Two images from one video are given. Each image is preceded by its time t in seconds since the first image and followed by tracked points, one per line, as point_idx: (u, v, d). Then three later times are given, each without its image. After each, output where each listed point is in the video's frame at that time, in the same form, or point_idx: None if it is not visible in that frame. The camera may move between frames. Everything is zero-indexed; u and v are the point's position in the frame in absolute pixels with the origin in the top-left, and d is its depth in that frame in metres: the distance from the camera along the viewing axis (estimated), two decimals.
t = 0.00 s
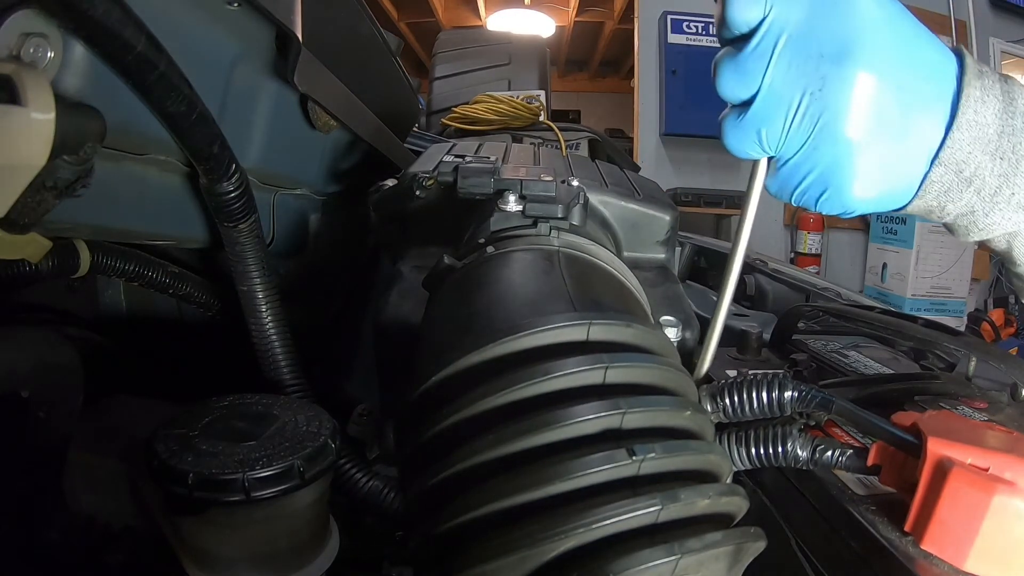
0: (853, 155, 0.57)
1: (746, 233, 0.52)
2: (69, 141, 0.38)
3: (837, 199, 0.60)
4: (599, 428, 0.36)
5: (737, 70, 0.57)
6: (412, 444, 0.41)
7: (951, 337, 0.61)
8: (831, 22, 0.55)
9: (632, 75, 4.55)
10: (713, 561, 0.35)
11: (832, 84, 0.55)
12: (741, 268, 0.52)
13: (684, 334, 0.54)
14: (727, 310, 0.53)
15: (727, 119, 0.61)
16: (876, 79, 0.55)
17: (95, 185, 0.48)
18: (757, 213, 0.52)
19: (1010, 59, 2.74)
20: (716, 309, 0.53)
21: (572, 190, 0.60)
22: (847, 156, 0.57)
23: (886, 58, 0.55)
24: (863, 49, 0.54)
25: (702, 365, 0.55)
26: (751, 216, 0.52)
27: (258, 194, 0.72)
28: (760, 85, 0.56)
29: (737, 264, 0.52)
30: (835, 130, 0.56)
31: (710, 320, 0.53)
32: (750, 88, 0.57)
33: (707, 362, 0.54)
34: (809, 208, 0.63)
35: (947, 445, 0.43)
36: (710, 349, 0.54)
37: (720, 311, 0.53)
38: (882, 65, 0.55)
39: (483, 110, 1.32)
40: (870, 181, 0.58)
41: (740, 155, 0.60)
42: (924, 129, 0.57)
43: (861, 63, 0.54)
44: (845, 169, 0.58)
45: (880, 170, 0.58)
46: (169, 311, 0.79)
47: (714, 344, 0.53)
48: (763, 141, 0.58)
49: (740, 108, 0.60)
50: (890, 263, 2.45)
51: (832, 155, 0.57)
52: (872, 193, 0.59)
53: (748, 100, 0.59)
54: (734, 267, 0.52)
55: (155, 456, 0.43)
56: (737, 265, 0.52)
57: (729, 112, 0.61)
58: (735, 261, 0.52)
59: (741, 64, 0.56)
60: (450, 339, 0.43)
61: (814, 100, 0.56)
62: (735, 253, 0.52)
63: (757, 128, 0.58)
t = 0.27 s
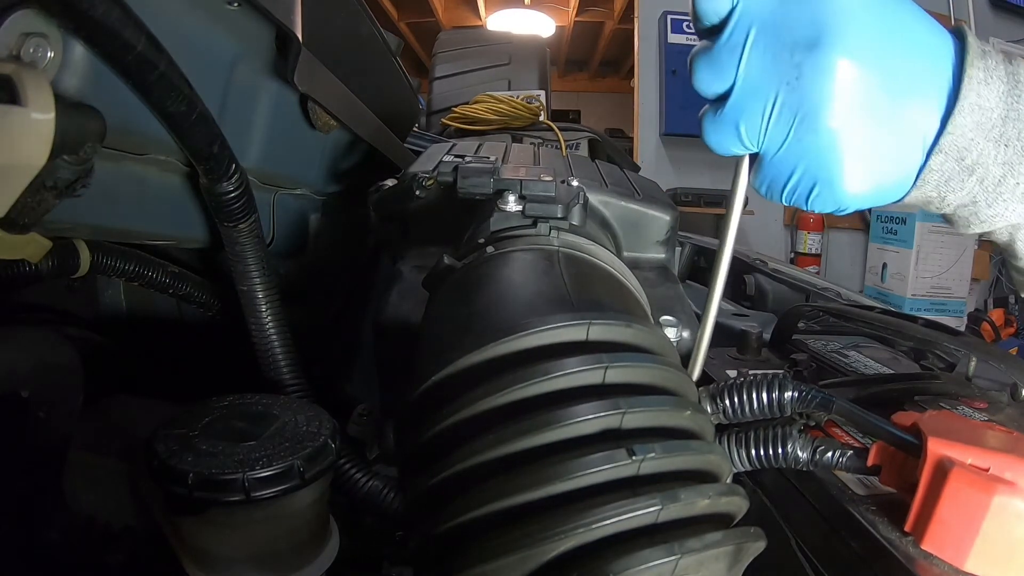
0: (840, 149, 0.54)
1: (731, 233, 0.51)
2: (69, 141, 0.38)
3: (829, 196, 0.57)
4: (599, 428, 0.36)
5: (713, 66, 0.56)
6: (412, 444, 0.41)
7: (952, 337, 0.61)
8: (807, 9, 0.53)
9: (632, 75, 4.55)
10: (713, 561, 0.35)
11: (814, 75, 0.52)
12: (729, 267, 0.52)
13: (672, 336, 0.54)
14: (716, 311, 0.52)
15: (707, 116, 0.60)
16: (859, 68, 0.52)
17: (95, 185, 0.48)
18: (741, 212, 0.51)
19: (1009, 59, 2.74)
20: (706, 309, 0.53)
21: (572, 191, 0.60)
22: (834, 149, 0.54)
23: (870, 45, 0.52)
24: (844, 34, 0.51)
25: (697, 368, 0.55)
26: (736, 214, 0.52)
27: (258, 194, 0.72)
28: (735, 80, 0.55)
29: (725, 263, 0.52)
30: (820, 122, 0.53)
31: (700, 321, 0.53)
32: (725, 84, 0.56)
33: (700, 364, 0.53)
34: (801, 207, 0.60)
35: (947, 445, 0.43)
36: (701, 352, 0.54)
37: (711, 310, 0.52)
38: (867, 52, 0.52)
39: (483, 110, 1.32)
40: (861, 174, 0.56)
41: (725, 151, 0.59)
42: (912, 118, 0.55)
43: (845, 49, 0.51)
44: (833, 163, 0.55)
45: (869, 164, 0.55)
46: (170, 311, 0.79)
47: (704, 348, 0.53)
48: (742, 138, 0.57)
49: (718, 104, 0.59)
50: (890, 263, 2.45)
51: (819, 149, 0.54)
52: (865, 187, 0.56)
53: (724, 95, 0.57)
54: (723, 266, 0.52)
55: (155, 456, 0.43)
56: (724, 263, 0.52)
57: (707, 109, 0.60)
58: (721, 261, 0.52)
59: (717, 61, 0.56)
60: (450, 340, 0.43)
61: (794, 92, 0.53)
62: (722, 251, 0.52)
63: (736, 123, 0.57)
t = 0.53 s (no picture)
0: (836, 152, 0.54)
1: (727, 232, 0.52)
2: (69, 141, 0.38)
3: (828, 200, 0.57)
4: (599, 428, 0.36)
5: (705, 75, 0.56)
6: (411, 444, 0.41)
7: (952, 337, 0.61)
8: (798, 14, 0.53)
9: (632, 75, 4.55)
10: (713, 561, 0.35)
11: (805, 79, 0.52)
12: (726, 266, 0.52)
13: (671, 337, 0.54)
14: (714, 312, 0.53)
15: (701, 126, 0.60)
16: (852, 70, 0.52)
17: (95, 185, 0.48)
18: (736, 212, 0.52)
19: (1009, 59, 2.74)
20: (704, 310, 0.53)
21: (571, 191, 0.60)
22: (829, 153, 0.54)
23: (862, 47, 0.52)
24: (835, 38, 0.52)
25: (696, 368, 0.55)
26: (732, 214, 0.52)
27: (258, 195, 0.72)
28: (728, 87, 0.56)
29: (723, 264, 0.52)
30: (813, 126, 0.53)
31: (698, 321, 0.53)
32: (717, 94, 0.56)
33: (699, 363, 0.54)
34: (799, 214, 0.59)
35: (947, 445, 0.43)
36: (701, 352, 0.54)
37: (709, 309, 0.53)
38: (858, 55, 0.52)
39: (483, 110, 1.32)
40: (858, 177, 0.55)
41: (720, 159, 0.59)
42: (909, 120, 0.55)
43: (835, 53, 0.52)
44: (829, 166, 0.55)
45: (866, 166, 0.55)
46: (170, 311, 0.79)
47: (702, 348, 0.53)
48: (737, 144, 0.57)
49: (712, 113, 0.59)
50: (890, 263, 2.45)
51: (814, 153, 0.54)
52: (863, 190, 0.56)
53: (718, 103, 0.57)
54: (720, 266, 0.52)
55: (155, 456, 0.43)
56: (722, 263, 0.52)
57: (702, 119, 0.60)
58: (717, 261, 0.52)
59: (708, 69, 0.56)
60: (450, 340, 0.43)
61: (786, 97, 0.53)
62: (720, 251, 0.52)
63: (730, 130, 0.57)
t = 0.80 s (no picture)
0: (849, 154, 0.54)
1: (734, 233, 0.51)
2: (69, 141, 0.38)
3: (836, 203, 0.57)
4: (599, 428, 0.36)
5: (718, 75, 0.55)
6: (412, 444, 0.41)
7: (952, 337, 0.61)
8: (811, 15, 0.52)
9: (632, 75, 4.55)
10: (713, 561, 0.35)
11: (821, 82, 0.51)
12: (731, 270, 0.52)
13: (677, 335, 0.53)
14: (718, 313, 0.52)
15: (713, 127, 0.58)
16: (865, 72, 0.51)
17: (95, 185, 0.48)
18: (745, 215, 0.51)
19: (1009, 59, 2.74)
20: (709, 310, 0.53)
21: (572, 191, 0.60)
22: (843, 157, 0.54)
23: (875, 49, 0.52)
24: (850, 40, 0.51)
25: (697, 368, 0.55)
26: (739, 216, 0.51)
27: (258, 195, 0.72)
28: (741, 88, 0.54)
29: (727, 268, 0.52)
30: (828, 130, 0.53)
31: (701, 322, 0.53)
32: (731, 94, 0.55)
33: (701, 365, 0.53)
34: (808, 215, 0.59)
35: (947, 445, 0.43)
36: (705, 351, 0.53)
37: (713, 310, 0.52)
38: (873, 56, 0.52)
39: (483, 110, 1.32)
40: (868, 180, 0.56)
41: (731, 160, 0.58)
42: (919, 122, 0.55)
43: (850, 55, 0.51)
44: (841, 169, 0.55)
45: (875, 169, 0.55)
46: (170, 311, 0.79)
47: (706, 349, 0.53)
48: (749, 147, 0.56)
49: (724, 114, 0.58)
50: (890, 263, 2.45)
51: (827, 157, 0.54)
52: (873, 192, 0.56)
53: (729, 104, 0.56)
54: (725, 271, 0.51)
55: (155, 456, 0.43)
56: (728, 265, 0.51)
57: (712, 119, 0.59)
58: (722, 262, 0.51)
59: (720, 70, 0.54)
60: (449, 340, 0.43)
61: (801, 100, 0.52)
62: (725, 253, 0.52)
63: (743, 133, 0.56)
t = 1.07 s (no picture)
0: (845, 133, 0.52)
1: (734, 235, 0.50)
2: (69, 141, 0.38)
3: (832, 188, 0.55)
4: (599, 428, 0.36)
5: (717, 54, 0.55)
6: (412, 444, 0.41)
7: (952, 337, 0.61)
8: None
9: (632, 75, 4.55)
10: (713, 561, 0.35)
11: (819, 56, 0.51)
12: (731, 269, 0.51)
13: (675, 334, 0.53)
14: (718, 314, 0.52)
15: (712, 107, 0.58)
16: (867, 49, 0.51)
17: (95, 185, 0.48)
18: (744, 215, 0.51)
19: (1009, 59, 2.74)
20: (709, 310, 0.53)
21: (572, 191, 0.60)
22: (841, 136, 0.52)
23: (876, 26, 0.51)
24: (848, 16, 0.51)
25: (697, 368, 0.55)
26: (739, 217, 0.51)
27: (258, 195, 0.72)
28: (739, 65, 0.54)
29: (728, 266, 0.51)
30: (824, 107, 0.51)
31: (701, 323, 0.52)
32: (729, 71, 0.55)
33: (701, 366, 0.52)
34: (803, 200, 0.58)
35: (947, 445, 0.44)
36: (705, 350, 0.53)
37: (714, 310, 0.52)
38: (873, 33, 0.51)
39: (483, 110, 1.32)
40: (867, 166, 0.54)
41: (731, 141, 0.58)
42: (922, 106, 0.54)
43: (849, 32, 0.50)
44: (839, 152, 0.53)
45: (872, 150, 0.53)
46: (170, 311, 0.79)
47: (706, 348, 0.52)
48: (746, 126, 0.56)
49: (723, 92, 0.58)
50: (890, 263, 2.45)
51: (824, 136, 0.53)
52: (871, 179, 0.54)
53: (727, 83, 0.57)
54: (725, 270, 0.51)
55: (155, 456, 0.43)
56: (728, 264, 0.51)
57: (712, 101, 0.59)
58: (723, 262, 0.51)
59: (719, 49, 0.55)
60: (449, 340, 0.43)
61: (799, 75, 0.52)
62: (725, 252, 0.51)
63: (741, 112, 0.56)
